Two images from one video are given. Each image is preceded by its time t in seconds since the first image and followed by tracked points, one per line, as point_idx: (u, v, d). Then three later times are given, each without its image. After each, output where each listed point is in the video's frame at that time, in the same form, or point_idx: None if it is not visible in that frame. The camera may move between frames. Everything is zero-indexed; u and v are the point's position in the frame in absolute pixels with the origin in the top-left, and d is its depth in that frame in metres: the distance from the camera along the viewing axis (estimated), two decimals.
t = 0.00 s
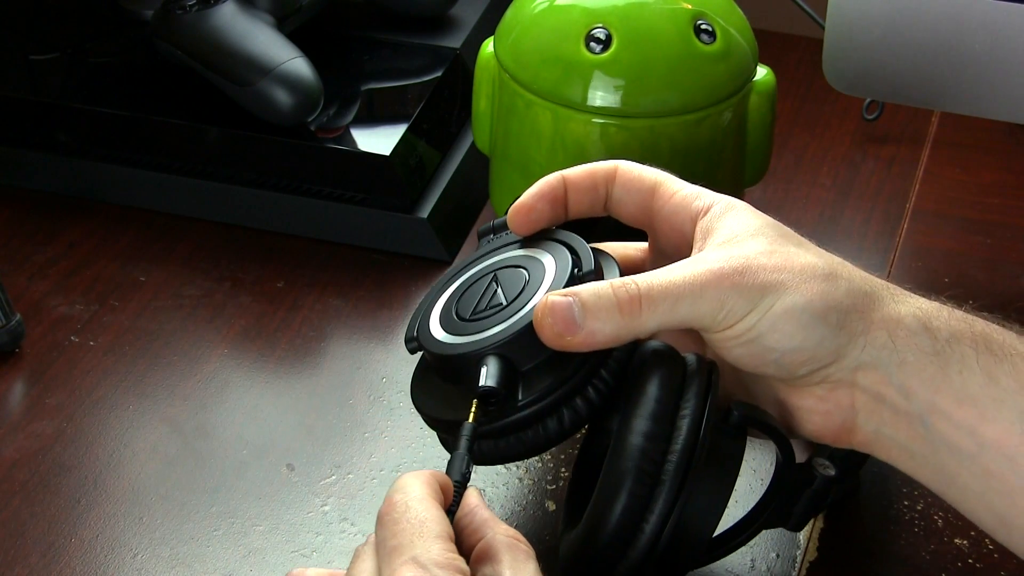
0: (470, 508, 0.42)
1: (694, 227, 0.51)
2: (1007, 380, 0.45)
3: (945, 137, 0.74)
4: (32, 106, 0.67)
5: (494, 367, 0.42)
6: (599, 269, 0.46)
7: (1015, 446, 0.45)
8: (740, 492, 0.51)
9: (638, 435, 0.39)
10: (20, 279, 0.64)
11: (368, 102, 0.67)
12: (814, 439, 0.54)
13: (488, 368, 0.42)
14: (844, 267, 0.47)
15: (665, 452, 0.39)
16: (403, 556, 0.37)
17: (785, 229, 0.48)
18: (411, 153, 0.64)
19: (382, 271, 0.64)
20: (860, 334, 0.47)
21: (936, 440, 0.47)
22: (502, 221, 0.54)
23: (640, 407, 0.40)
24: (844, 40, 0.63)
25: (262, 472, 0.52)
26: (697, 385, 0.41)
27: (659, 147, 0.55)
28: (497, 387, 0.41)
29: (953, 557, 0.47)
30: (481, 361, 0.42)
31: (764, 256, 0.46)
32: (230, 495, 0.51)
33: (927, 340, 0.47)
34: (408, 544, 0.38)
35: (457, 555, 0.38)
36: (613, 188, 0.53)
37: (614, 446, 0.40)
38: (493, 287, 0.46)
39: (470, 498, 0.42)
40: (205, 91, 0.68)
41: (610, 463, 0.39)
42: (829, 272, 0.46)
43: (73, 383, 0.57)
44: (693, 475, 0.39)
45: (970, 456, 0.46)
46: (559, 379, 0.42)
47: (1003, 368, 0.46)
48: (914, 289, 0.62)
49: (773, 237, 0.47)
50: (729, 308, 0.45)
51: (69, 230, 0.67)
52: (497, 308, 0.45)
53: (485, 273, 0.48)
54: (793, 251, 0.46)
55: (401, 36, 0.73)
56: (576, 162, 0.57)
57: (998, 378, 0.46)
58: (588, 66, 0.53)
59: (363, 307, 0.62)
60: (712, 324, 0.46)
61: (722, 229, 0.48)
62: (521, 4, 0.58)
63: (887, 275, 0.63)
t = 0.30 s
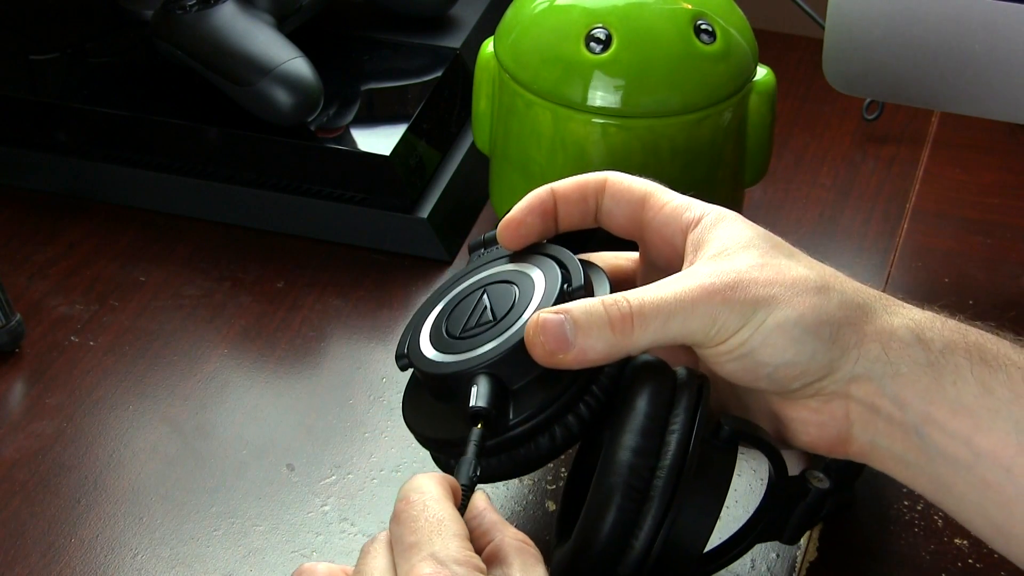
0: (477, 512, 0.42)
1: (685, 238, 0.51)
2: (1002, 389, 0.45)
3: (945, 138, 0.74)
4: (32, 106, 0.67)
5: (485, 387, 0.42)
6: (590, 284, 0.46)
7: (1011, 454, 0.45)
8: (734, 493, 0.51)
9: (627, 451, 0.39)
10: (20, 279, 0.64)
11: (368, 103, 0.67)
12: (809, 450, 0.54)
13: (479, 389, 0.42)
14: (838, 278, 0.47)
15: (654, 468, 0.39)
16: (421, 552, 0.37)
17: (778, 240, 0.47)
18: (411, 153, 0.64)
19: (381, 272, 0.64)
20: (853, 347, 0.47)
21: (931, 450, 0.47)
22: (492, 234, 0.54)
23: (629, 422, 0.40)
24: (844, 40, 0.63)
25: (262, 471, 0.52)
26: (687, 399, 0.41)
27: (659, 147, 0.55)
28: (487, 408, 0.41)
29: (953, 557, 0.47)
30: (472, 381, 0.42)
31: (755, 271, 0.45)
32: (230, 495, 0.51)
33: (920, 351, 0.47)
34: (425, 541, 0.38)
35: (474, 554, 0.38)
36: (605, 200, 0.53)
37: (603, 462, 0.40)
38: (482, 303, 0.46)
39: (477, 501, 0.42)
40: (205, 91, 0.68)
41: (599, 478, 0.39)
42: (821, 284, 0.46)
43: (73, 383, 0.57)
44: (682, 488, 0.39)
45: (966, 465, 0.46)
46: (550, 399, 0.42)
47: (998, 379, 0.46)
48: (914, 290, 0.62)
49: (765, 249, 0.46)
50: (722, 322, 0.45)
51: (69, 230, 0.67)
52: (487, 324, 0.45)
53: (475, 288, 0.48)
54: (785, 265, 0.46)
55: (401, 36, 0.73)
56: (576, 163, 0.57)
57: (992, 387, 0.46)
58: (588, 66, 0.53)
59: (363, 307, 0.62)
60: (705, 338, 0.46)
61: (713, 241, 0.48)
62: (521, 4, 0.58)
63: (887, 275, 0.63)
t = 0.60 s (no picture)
0: (477, 502, 0.40)
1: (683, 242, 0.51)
2: (1002, 394, 0.45)
3: (945, 138, 0.74)
4: (32, 107, 0.67)
5: (481, 395, 0.42)
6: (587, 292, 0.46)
7: (1011, 458, 0.45)
8: (734, 493, 0.51)
9: (623, 457, 0.39)
10: (20, 279, 0.64)
11: (368, 102, 0.67)
12: (808, 454, 0.54)
13: (476, 396, 0.42)
14: (837, 282, 0.47)
15: (649, 475, 0.39)
16: (427, 537, 0.37)
17: (776, 245, 0.47)
18: (411, 153, 0.64)
19: (381, 271, 0.64)
20: (851, 352, 0.47)
21: (930, 454, 0.47)
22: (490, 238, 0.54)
23: (626, 427, 0.40)
24: (845, 40, 0.62)
25: (262, 471, 0.52)
26: (684, 404, 0.41)
27: (658, 148, 0.55)
28: (484, 416, 0.41)
29: (953, 557, 0.47)
30: (469, 388, 0.42)
31: (754, 276, 0.45)
32: (230, 495, 0.51)
33: (919, 356, 0.46)
34: (432, 526, 0.37)
35: (481, 541, 0.37)
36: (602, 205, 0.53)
37: (600, 468, 0.40)
38: (479, 309, 0.46)
39: (478, 490, 0.40)
40: (205, 91, 0.68)
41: (595, 484, 0.39)
42: (819, 288, 0.46)
43: (73, 383, 0.57)
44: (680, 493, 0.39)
45: (966, 468, 0.46)
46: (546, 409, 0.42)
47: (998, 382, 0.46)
48: (914, 290, 0.62)
49: (761, 254, 0.46)
50: (720, 328, 0.45)
51: (69, 230, 0.67)
52: (484, 330, 0.45)
53: (471, 293, 0.48)
54: (782, 269, 0.46)
55: (401, 36, 0.73)
56: (576, 163, 0.57)
57: (992, 391, 0.46)
58: (588, 66, 0.53)
59: (363, 306, 0.62)
60: (703, 344, 0.46)
61: (710, 245, 0.48)
62: (521, 4, 0.58)
63: (887, 275, 0.63)
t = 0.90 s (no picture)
0: (470, 484, 0.40)
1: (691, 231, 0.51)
2: (1003, 392, 0.46)
3: (944, 138, 0.74)
4: (32, 107, 0.67)
5: (479, 374, 0.42)
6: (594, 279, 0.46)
7: (1014, 456, 0.45)
8: (733, 492, 0.51)
9: (616, 442, 0.39)
10: (20, 279, 0.63)
11: (368, 102, 0.67)
12: (807, 453, 0.54)
13: (474, 376, 0.42)
14: (839, 277, 0.47)
15: (641, 462, 0.39)
16: (408, 523, 0.36)
17: (782, 237, 0.47)
18: (411, 153, 0.64)
19: (381, 272, 0.64)
20: (853, 347, 0.47)
21: (931, 452, 0.47)
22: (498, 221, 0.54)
23: (622, 412, 0.40)
24: (845, 39, 0.62)
25: (262, 471, 0.52)
26: (681, 394, 0.41)
27: (659, 146, 0.55)
28: (480, 397, 0.41)
29: (953, 557, 0.47)
30: (468, 368, 0.43)
31: (758, 268, 0.45)
32: (230, 495, 0.51)
33: (921, 354, 0.46)
34: (413, 512, 0.37)
35: (462, 525, 0.37)
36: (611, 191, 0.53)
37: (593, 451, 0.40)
38: (484, 290, 0.46)
39: (471, 472, 0.40)
40: (204, 91, 0.68)
41: (587, 468, 0.39)
42: (822, 283, 0.46)
43: (73, 383, 0.57)
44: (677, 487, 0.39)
45: (965, 468, 0.46)
46: (545, 393, 0.42)
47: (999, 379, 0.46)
48: (913, 290, 0.62)
49: (767, 246, 0.46)
50: (723, 319, 0.45)
51: (69, 230, 0.67)
52: (487, 312, 0.45)
53: (477, 274, 0.48)
54: (788, 262, 0.46)
55: (401, 36, 0.73)
56: (576, 162, 0.57)
57: (993, 389, 0.46)
58: (588, 66, 0.53)
59: (362, 307, 0.62)
60: (707, 334, 0.46)
61: (718, 235, 0.48)
62: (521, 3, 0.58)
63: (887, 275, 0.63)
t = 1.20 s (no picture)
0: (473, 472, 0.40)
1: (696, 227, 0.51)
2: (1003, 393, 0.45)
3: (944, 138, 0.74)
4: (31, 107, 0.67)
5: (477, 365, 0.42)
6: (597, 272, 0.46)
7: (1014, 457, 0.45)
8: (733, 491, 0.51)
9: (608, 435, 0.39)
10: (20, 279, 0.63)
11: (368, 102, 0.67)
12: (807, 452, 0.54)
13: (473, 366, 0.42)
14: (841, 276, 0.47)
15: (632, 456, 0.39)
16: (420, 508, 0.36)
17: (785, 236, 0.47)
18: (411, 152, 0.64)
19: (381, 272, 0.64)
20: (853, 348, 0.47)
21: (931, 453, 0.47)
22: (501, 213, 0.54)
23: (615, 406, 0.40)
24: (845, 39, 0.62)
25: (262, 471, 0.52)
26: (676, 389, 0.41)
27: (658, 146, 0.55)
28: (478, 387, 0.41)
29: (953, 557, 0.47)
30: (467, 358, 0.42)
31: (759, 266, 0.45)
32: (230, 495, 0.51)
33: (921, 355, 0.46)
34: (424, 497, 0.37)
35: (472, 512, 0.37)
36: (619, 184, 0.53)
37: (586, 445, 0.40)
38: (487, 280, 0.46)
39: (474, 461, 0.40)
40: (204, 91, 0.68)
41: (579, 461, 0.39)
42: (824, 283, 0.46)
43: (73, 383, 0.57)
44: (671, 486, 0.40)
45: (966, 468, 0.46)
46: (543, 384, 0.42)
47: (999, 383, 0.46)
48: (913, 290, 0.62)
49: (770, 243, 0.46)
50: (722, 316, 0.45)
51: (69, 230, 0.67)
52: (489, 302, 0.45)
53: (480, 264, 0.48)
54: (791, 261, 0.46)
55: (401, 36, 0.73)
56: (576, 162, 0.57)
57: (994, 391, 0.45)
58: (588, 66, 0.53)
59: (363, 307, 0.62)
60: (706, 330, 0.46)
61: (724, 231, 0.48)
62: (521, 4, 0.58)
63: (887, 275, 0.63)
